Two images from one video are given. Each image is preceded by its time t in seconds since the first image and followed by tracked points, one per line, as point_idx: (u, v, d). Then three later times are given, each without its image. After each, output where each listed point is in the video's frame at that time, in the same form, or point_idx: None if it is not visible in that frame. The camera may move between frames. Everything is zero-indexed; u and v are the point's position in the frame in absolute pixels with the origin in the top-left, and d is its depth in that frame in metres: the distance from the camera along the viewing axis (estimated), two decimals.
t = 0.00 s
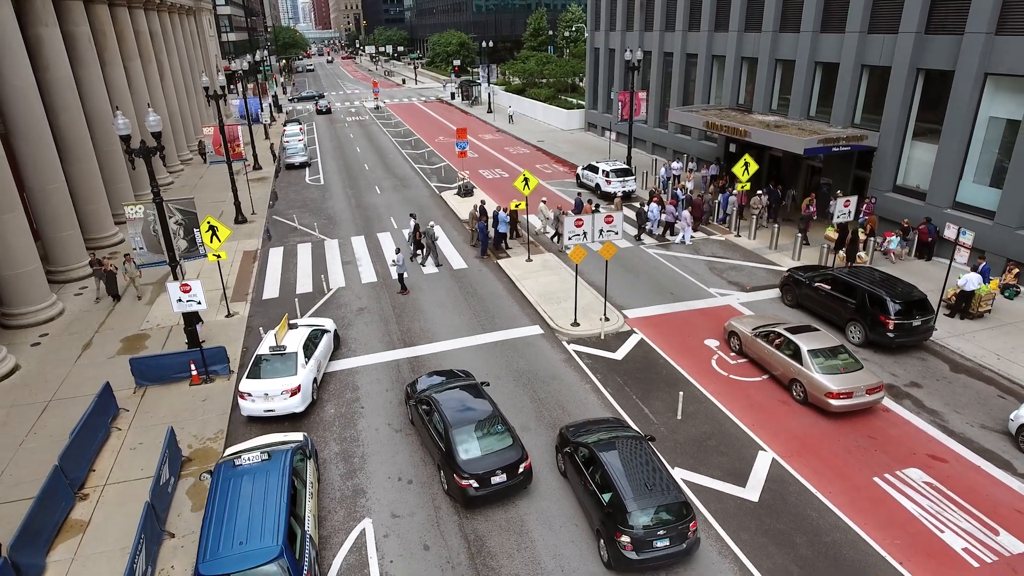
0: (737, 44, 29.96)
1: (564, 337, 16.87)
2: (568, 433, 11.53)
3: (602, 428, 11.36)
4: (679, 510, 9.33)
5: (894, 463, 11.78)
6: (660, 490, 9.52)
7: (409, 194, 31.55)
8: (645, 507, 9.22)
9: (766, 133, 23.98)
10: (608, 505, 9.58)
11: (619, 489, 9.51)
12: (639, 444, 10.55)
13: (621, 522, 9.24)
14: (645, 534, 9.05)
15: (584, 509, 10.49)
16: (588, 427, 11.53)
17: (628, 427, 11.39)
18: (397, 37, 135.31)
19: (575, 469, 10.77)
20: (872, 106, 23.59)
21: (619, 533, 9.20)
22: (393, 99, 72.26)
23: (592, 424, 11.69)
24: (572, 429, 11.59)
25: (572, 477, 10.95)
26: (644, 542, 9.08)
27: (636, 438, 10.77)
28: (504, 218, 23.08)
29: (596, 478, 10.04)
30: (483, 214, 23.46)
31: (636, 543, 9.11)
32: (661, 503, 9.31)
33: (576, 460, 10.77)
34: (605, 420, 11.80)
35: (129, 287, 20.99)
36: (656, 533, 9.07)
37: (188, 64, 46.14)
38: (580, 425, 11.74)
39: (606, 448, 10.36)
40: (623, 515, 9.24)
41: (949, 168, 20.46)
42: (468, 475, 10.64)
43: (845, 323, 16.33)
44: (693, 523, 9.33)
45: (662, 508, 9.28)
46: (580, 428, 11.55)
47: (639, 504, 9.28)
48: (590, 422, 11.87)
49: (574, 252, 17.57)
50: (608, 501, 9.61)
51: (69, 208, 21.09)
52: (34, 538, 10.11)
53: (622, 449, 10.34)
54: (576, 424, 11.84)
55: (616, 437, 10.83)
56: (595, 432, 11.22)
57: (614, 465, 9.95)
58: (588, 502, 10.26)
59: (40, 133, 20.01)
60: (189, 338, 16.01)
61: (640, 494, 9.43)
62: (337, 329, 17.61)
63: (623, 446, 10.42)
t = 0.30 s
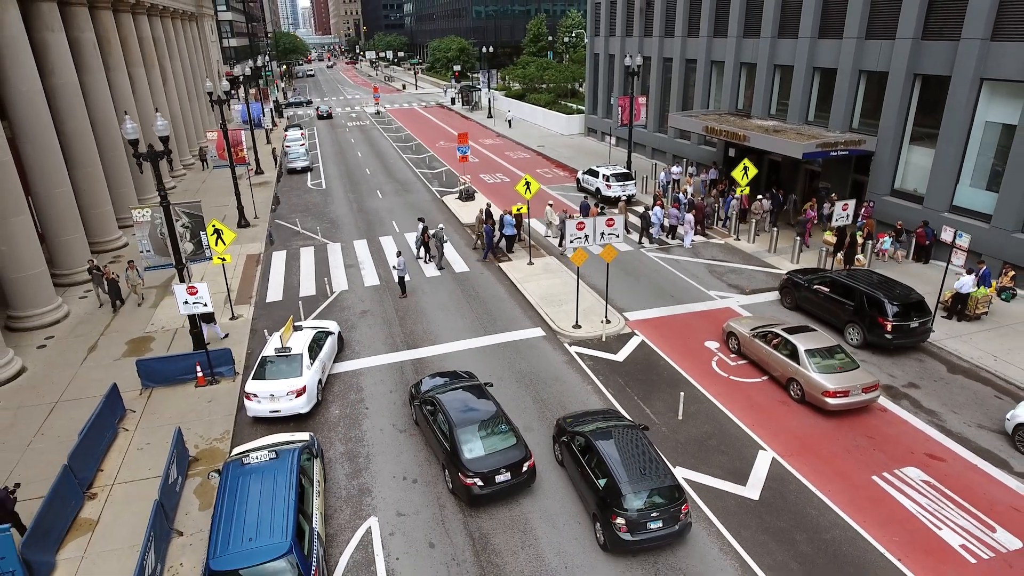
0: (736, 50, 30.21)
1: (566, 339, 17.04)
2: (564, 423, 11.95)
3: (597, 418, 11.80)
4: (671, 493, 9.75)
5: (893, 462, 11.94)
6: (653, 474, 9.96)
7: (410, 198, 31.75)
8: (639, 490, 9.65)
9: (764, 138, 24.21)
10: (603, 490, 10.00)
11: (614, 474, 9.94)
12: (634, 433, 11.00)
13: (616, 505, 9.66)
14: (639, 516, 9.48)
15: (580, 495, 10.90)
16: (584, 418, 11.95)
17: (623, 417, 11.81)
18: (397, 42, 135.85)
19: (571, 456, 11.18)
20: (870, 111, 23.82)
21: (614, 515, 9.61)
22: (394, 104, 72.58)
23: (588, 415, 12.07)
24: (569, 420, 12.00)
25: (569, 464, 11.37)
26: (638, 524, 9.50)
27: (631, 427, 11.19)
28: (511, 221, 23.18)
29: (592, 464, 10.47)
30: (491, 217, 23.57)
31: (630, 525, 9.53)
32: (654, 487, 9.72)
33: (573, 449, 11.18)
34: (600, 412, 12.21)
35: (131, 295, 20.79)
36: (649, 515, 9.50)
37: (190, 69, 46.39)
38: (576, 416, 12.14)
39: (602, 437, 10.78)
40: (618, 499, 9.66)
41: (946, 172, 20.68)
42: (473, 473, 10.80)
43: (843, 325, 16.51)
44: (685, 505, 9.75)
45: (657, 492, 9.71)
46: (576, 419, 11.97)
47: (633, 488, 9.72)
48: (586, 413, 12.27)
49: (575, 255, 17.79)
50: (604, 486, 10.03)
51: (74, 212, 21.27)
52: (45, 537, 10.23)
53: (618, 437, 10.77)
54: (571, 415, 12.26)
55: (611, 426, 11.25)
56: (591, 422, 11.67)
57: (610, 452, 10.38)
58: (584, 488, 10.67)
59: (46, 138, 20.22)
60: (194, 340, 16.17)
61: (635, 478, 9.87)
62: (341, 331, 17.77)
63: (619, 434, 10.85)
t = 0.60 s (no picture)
0: (734, 55, 30.49)
1: (567, 341, 17.21)
2: (561, 414, 12.40)
3: (592, 409, 12.25)
4: (664, 479, 10.20)
5: (890, 460, 12.10)
6: (646, 461, 10.43)
7: (411, 202, 31.94)
8: (632, 476, 10.10)
9: (763, 142, 24.44)
10: (598, 476, 10.45)
11: (609, 461, 10.39)
12: (628, 424, 11.48)
13: (611, 490, 10.11)
14: (633, 501, 9.92)
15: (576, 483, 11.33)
16: (580, 409, 12.38)
17: (616, 409, 12.27)
18: (397, 48, 136.34)
19: (568, 446, 11.62)
20: (867, 116, 24.06)
21: (609, 499, 10.05)
22: (394, 109, 72.90)
23: (583, 407, 12.48)
24: (565, 412, 12.43)
25: (565, 454, 11.81)
26: (632, 508, 9.93)
27: (625, 418, 11.66)
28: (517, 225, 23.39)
29: (588, 452, 10.93)
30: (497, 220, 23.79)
31: (624, 509, 9.96)
32: (647, 474, 10.17)
33: (569, 439, 11.62)
34: (595, 404, 12.64)
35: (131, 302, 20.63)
36: (642, 499, 9.94)
37: (192, 75, 46.65)
38: (573, 409, 12.56)
39: (598, 427, 11.23)
40: (612, 484, 10.10)
41: (942, 175, 20.90)
42: (476, 472, 10.94)
43: (841, 326, 16.69)
44: (676, 490, 10.20)
45: (651, 477, 10.17)
46: (572, 411, 12.40)
47: (627, 474, 10.17)
48: (582, 406, 12.69)
49: (576, 258, 18.03)
50: (599, 473, 10.47)
51: (77, 216, 21.42)
52: (55, 534, 10.36)
53: (613, 427, 11.25)
54: (567, 408, 12.69)
55: (607, 417, 11.70)
56: (587, 413, 12.09)
57: (605, 441, 10.83)
58: (580, 475, 11.11)
59: (51, 143, 20.37)
60: (198, 342, 16.32)
61: (629, 464, 10.32)
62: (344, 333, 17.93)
63: (614, 425, 11.31)
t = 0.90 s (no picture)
0: (733, 60, 30.76)
1: (568, 342, 17.36)
2: (559, 406, 12.75)
3: (589, 401, 12.60)
4: (658, 466, 10.58)
5: (889, 458, 12.26)
6: (642, 449, 10.80)
7: (413, 206, 32.12)
8: (628, 463, 10.46)
9: (761, 146, 24.66)
10: (595, 465, 10.80)
11: (606, 449, 10.74)
12: (624, 414, 11.83)
13: (607, 477, 10.48)
14: (629, 487, 10.29)
15: (573, 472, 11.70)
16: (577, 402, 12.71)
17: (612, 401, 12.61)
18: (397, 54, 137.02)
19: (566, 436, 11.96)
20: (864, 120, 24.29)
21: (606, 486, 10.41)
22: (394, 114, 73.18)
23: (581, 400, 12.80)
24: (563, 404, 12.78)
25: (564, 446, 12.13)
26: (628, 494, 10.31)
27: (621, 409, 12.00)
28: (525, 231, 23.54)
29: (586, 442, 11.27)
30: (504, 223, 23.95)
31: (621, 495, 10.33)
32: (642, 461, 10.55)
33: (567, 430, 11.96)
34: (592, 397, 12.96)
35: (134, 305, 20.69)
36: (638, 486, 10.31)
37: (193, 80, 46.90)
38: (571, 402, 12.87)
39: (595, 419, 11.56)
40: (609, 471, 10.46)
41: (939, 178, 21.11)
42: (480, 470, 11.07)
43: (840, 328, 16.84)
44: (671, 477, 10.60)
45: (646, 464, 10.55)
46: (570, 403, 12.74)
47: (623, 461, 10.53)
48: (579, 399, 13.01)
49: (577, 260, 18.27)
50: (596, 462, 10.83)
51: (82, 219, 21.56)
52: (65, 531, 10.47)
53: (609, 417, 11.61)
54: (565, 401, 13.03)
55: (604, 409, 12.04)
56: (585, 405, 12.44)
57: (602, 431, 11.18)
58: (577, 464, 11.47)
59: (56, 147, 20.54)
60: (203, 343, 16.47)
61: (625, 452, 10.70)
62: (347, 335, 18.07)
63: (611, 416, 11.65)
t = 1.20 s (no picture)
0: (731, 65, 31.02)
1: (570, 343, 17.53)
2: (557, 400, 13.09)
3: (586, 395, 12.95)
4: (653, 456, 10.96)
5: (886, 456, 12.42)
6: (638, 439, 11.16)
7: (413, 210, 32.31)
8: (624, 453, 10.80)
9: (760, 150, 24.92)
10: (592, 455, 11.15)
11: (602, 440, 11.08)
12: (620, 407, 12.17)
13: (604, 466, 10.83)
14: (625, 476, 10.65)
15: (570, 462, 12.06)
16: (575, 396, 13.03)
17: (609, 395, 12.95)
18: (396, 59, 137.55)
19: (564, 429, 12.29)
20: (862, 124, 24.53)
21: (603, 475, 10.76)
22: (394, 119, 73.49)
23: (578, 394, 13.13)
24: (561, 398, 13.11)
25: (562, 438, 12.45)
26: (625, 482, 10.67)
27: (618, 403, 12.35)
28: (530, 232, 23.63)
29: (583, 434, 11.60)
30: (509, 226, 24.09)
31: (617, 484, 10.69)
32: (638, 451, 10.91)
33: (565, 422, 12.30)
34: (590, 391, 13.29)
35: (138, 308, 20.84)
36: (634, 475, 10.67)
37: (195, 85, 47.14)
38: (569, 396, 13.19)
39: (593, 412, 11.88)
40: (606, 460, 10.81)
41: (936, 182, 21.33)
42: (484, 467, 11.22)
43: (839, 329, 17.01)
44: (665, 466, 10.98)
45: (641, 453, 10.91)
46: (568, 397, 13.07)
47: (619, 451, 10.88)
48: (577, 393, 13.33)
49: (578, 262, 18.51)
50: (593, 452, 11.18)
51: (86, 222, 21.74)
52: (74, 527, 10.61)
53: (606, 410, 11.96)
54: (563, 395, 13.35)
55: (601, 402, 12.38)
56: (583, 399, 12.79)
57: (599, 423, 11.52)
58: (575, 455, 11.81)
59: (61, 151, 20.72)
60: (208, 344, 16.62)
61: (621, 443, 11.05)
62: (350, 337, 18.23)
63: (608, 409, 11.99)
